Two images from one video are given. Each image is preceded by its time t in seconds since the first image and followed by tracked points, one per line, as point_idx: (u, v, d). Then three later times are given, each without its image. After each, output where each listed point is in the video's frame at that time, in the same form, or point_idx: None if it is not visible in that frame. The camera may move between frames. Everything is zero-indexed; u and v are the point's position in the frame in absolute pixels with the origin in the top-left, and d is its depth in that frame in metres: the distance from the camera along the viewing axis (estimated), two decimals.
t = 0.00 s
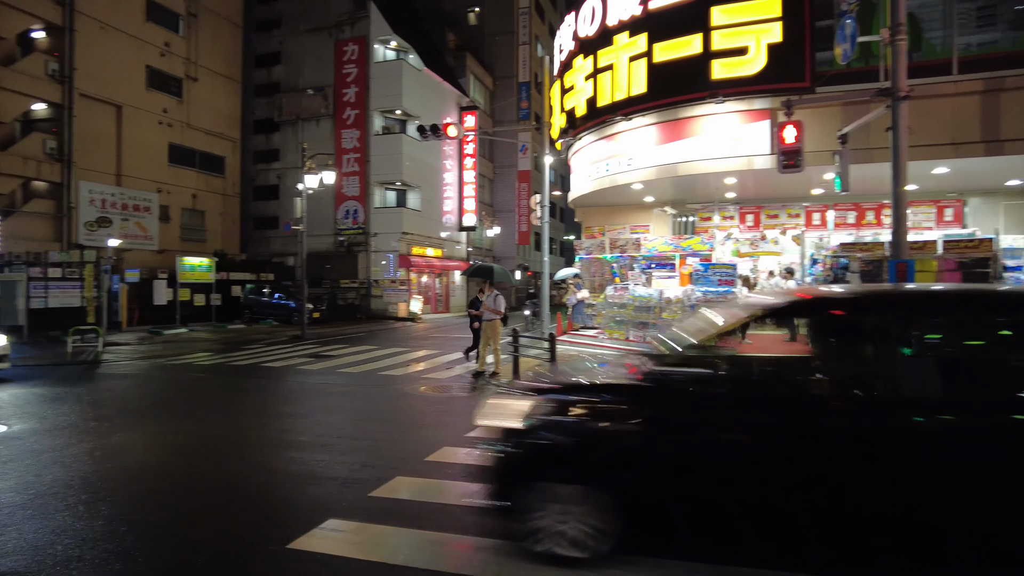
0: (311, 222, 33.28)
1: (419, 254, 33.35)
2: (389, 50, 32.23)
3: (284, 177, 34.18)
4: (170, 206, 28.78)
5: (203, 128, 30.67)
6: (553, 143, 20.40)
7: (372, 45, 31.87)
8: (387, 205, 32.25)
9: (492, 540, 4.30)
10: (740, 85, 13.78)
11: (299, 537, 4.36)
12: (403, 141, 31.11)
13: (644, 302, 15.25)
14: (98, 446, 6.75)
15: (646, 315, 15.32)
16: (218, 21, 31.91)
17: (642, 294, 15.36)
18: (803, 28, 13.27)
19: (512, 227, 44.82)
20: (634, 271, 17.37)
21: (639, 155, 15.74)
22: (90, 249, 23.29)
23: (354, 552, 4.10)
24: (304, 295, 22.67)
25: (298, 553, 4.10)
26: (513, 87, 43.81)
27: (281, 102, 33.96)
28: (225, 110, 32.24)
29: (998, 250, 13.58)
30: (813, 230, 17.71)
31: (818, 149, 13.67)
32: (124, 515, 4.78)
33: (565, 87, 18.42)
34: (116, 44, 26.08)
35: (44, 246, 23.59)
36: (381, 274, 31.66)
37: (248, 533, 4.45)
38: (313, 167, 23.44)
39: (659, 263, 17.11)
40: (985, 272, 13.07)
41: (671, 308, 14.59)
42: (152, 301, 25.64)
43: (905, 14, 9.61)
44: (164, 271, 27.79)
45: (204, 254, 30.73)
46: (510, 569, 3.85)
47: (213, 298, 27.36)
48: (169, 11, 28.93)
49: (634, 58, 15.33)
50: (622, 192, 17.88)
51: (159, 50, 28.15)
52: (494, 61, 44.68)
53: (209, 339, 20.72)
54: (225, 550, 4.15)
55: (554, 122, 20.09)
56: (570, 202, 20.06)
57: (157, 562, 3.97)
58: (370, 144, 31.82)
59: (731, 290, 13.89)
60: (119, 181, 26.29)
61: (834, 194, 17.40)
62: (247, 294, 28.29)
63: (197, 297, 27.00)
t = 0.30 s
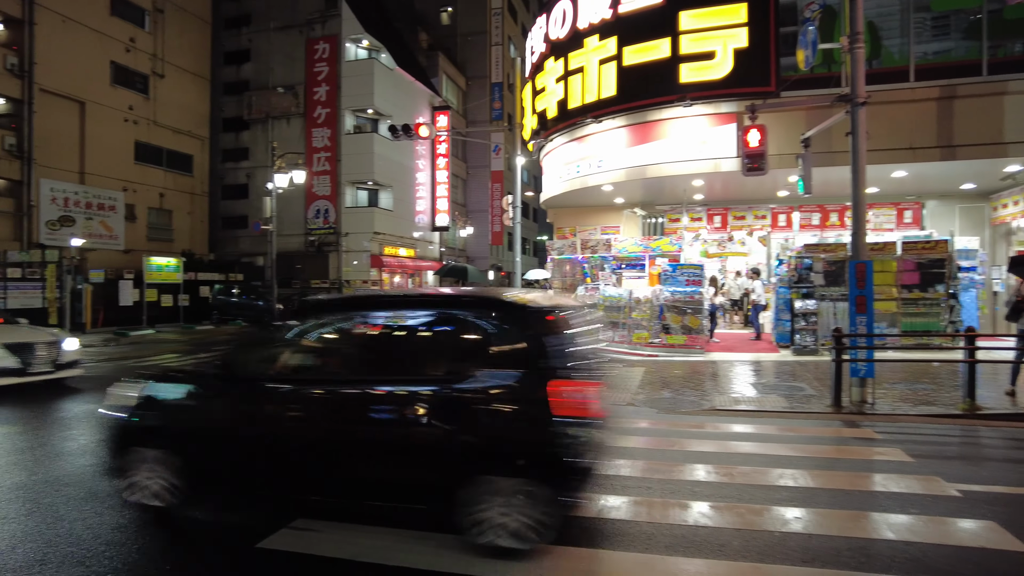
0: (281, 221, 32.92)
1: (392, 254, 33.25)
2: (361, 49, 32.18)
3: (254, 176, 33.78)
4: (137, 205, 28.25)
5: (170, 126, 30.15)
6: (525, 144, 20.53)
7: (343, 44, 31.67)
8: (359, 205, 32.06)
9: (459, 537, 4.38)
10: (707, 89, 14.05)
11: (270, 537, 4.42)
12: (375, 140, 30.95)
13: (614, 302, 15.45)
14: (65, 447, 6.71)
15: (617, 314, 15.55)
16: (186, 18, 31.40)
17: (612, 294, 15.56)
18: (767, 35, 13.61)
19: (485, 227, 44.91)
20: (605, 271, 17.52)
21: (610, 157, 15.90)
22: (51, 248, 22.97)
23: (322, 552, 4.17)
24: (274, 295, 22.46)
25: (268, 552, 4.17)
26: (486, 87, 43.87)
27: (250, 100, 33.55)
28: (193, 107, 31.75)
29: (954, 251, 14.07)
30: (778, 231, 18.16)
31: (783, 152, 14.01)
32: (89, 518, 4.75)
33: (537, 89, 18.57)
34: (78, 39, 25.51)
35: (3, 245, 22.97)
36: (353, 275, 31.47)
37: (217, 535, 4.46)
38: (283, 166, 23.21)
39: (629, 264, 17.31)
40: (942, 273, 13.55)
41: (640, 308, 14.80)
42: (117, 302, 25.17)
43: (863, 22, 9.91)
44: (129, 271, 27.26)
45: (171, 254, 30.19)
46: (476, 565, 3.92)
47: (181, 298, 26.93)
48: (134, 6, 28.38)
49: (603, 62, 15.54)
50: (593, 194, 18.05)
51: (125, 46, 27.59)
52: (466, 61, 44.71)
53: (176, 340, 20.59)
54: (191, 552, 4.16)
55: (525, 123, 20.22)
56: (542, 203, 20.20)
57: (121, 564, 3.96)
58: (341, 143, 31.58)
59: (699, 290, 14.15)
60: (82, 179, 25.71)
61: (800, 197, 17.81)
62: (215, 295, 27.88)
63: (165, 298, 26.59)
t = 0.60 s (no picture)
0: (255, 220, 32.57)
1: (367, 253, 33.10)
2: (336, 48, 31.96)
3: (227, 175, 33.39)
4: (106, 204, 27.72)
5: (140, 123, 29.68)
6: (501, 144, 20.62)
7: (318, 42, 31.45)
8: (334, 204, 31.87)
9: (431, 532, 4.44)
10: (679, 91, 14.27)
11: (241, 534, 4.40)
12: (350, 139, 30.79)
13: (589, 302, 15.59)
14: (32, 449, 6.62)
15: (591, 314, 15.69)
16: (157, 14, 30.91)
17: (587, 294, 15.68)
18: (738, 39, 13.88)
19: (461, 227, 44.95)
20: (580, 271, 17.62)
21: (584, 158, 16.05)
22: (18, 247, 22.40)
23: (293, 547, 4.17)
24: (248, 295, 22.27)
25: (238, 549, 4.16)
26: (462, 87, 43.89)
27: (224, 97, 33.16)
28: (164, 104, 31.26)
29: (916, 252, 14.47)
30: (749, 232, 18.54)
31: (753, 154, 14.30)
32: (51, 522, 4.63)
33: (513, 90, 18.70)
34: (45, 33, 24.95)
35: None
36: (328, 275, 31.24)
37: (187, 534, 4.44)
38: (257, 166, 22.99)
39: (604, 264, 17.42)
40: (906, 273, 13.93)
41: (614, 307, 14.97)
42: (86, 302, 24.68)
43: (828, 29, 10.20)
44: (99, 271, 26.74)
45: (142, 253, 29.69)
46: (445, 557, 3.98)
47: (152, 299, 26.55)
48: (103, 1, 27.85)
49: (578, 64, 15.73)
50: (568, 195, 18.18)
51: (93, 41, 27.05)
52: (443, 61, 44.71)
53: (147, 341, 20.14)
54: (158, 552, 4.11)
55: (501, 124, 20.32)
56: (518, 203, 20.30)
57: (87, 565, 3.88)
58: (316, 142, 31.34)
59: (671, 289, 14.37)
60: (49, 177, 25.15)
61: (770, 198, 18.15)
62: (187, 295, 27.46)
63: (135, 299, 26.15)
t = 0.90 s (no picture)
0: (231, 219, 32.19)
1: (345, 253, 32.91)
2: (315, 46, 31.69)
3: (203, 173, 32.98)
4: (78, 201, 27.22)
5: (113, 120, 29.18)
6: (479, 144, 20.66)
7: (295, 40, 31.20)
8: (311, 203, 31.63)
9: (407, 528, 4.50)
10: (656, 93, 14.43)
11: (219, 533, 4.40)
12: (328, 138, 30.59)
13: (567, 302, 15.72)
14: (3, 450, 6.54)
15: (569, 313, 15.81)
16: (130, 9, 30.42)
17: (565, 294, 15.81)
18: (713, 43, 14.10)
19: (440, 227, 44.88)
20: (558, 271, 17.67)
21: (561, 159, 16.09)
22: None
23: (271, 546, 4.19)
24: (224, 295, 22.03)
25: (216, 548, 4.17)
26: (441, 87, 43.82)
27: (199, 95, 32.76)
28: (137, 101, 30.79)
29: (886, 252, 14.81)
30: (724, 233, 18.83)
31: (728, 156, 14.51)
32: (24, 522, 4.60)
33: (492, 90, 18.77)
34: (15, 27, 24.44)
35: None
36: (304, 274, 30.96)
37: (165, 533, 4.43)
38: (233, 164, 22.75)
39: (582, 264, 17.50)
40: (876, 273, 14.25)
41: (591, 307, 15.12)
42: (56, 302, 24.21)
43: (801, 34, 10.41)
44: (70, 269, 26.24)
45: (115, 252, 29.20)
46: (421, 553, 4.04)
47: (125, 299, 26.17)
48: None
49: (557, 65, 15.84)
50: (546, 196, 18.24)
51: (64, 35, 26.53)
52: (422, 60, 44.62)
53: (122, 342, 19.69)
54: (135, 555, 4.04)
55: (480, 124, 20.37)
56: (497, 203, 20.34)
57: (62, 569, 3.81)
58: (292, 140, 31.05)
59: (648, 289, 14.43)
60: (18, 173, 24.62)
61: (745, 200, 18.46)
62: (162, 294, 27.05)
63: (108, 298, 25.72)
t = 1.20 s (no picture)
0: (207, 217, 31.79)
1: (323, 252, 32.71)
2: (292, 43, 31.71)
3: (178, 170, 32.55)
4: (49, 198, 26.68)
5: (85, 115, 28.68)
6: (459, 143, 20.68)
7: (273, 36, 30.93)
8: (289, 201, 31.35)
9: (388, 526, 4.53)
10: (635, 96, 14.60)
11: (201, 532, 4.41)
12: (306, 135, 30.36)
13: (546, 301, 15.82)
14: None
15: (548, 312, 15.90)
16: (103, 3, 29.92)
17: (544, 294, 15.94)
18: (691, 45, 14.30)
19: (420, 226, 44.78)
20: (538, 270, 17.74)
21: (540, 160, 16.18)
22: None
23: (255, 544, 4.21)
24: (200, 294, 21.88)
25: (198, 547, 4.18)
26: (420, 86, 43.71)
27: (174, 91, 32.34)
28: (110, 97, 30.30)
29: (858, 253, 15.14)
30: (701, 233, 19.10)
31: (704, 158, 14.73)
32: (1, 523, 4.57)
33: (472, 90, 18.80)
34: None
35: None
36: (281, 273, 30.67)
37: (146, 532, 4.43)
38: (210, 161, 22.51)
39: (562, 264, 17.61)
40: (848, 273, 14.58)
41: (570, 307, 15.29)
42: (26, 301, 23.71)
43: (776, 38, 10.62)
44: (40, 268, 25.72)
45: (87, 250, 28.67)
46: (402, 550, 4.08)
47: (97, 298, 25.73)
48: None
49: (537, 66, 15.93)
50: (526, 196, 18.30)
51: (34, 29, 26.00)
52: (401, 58, 44.48)
53: (95, 343, 19.34)
54: (117, 556, 4.03)
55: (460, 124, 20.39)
56: (477, 203, 20.38)
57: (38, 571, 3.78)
58: (270, 137, 30.75)
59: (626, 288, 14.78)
60: None
61: (721, 201, 18.74)
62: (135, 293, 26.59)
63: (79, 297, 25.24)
